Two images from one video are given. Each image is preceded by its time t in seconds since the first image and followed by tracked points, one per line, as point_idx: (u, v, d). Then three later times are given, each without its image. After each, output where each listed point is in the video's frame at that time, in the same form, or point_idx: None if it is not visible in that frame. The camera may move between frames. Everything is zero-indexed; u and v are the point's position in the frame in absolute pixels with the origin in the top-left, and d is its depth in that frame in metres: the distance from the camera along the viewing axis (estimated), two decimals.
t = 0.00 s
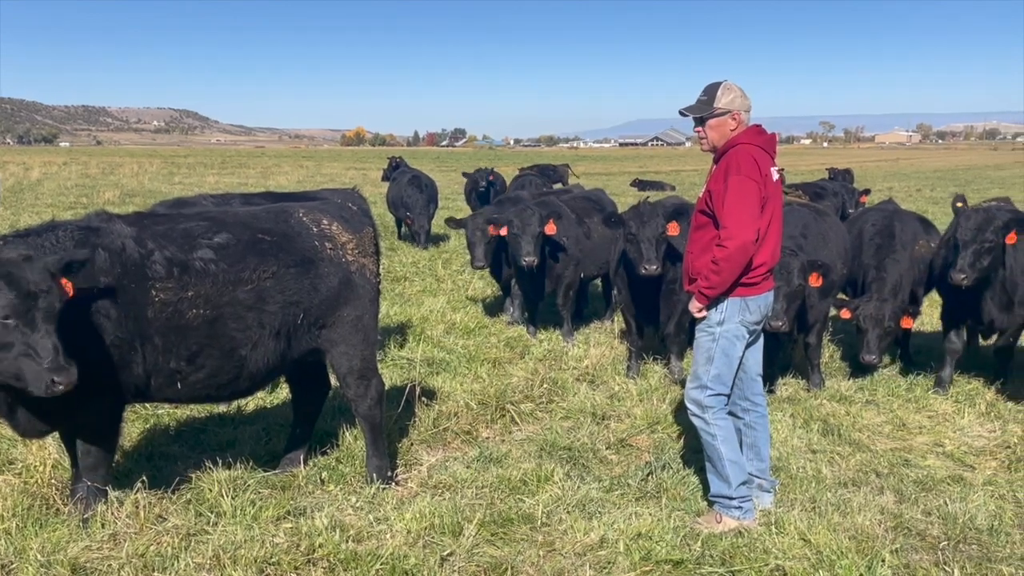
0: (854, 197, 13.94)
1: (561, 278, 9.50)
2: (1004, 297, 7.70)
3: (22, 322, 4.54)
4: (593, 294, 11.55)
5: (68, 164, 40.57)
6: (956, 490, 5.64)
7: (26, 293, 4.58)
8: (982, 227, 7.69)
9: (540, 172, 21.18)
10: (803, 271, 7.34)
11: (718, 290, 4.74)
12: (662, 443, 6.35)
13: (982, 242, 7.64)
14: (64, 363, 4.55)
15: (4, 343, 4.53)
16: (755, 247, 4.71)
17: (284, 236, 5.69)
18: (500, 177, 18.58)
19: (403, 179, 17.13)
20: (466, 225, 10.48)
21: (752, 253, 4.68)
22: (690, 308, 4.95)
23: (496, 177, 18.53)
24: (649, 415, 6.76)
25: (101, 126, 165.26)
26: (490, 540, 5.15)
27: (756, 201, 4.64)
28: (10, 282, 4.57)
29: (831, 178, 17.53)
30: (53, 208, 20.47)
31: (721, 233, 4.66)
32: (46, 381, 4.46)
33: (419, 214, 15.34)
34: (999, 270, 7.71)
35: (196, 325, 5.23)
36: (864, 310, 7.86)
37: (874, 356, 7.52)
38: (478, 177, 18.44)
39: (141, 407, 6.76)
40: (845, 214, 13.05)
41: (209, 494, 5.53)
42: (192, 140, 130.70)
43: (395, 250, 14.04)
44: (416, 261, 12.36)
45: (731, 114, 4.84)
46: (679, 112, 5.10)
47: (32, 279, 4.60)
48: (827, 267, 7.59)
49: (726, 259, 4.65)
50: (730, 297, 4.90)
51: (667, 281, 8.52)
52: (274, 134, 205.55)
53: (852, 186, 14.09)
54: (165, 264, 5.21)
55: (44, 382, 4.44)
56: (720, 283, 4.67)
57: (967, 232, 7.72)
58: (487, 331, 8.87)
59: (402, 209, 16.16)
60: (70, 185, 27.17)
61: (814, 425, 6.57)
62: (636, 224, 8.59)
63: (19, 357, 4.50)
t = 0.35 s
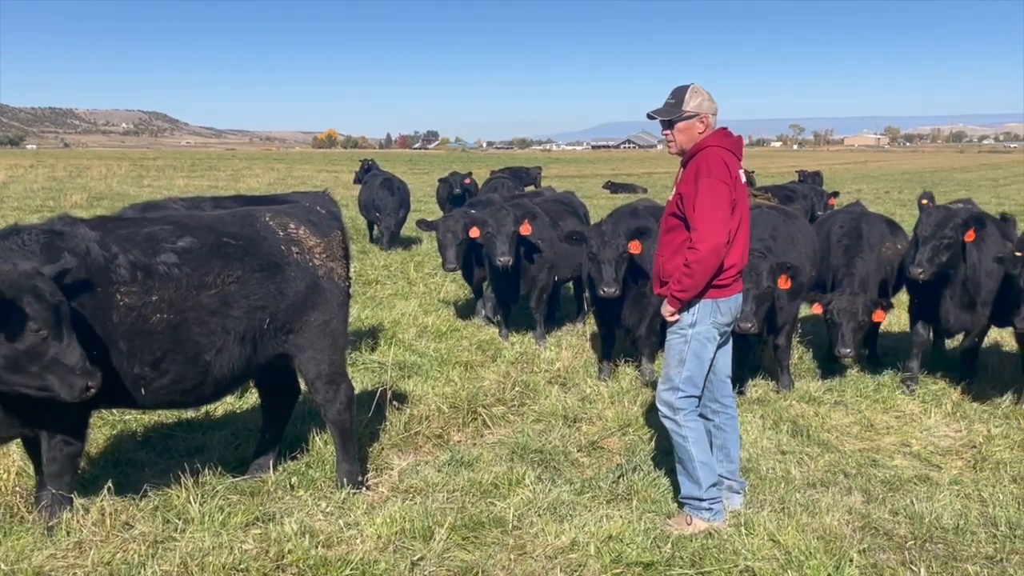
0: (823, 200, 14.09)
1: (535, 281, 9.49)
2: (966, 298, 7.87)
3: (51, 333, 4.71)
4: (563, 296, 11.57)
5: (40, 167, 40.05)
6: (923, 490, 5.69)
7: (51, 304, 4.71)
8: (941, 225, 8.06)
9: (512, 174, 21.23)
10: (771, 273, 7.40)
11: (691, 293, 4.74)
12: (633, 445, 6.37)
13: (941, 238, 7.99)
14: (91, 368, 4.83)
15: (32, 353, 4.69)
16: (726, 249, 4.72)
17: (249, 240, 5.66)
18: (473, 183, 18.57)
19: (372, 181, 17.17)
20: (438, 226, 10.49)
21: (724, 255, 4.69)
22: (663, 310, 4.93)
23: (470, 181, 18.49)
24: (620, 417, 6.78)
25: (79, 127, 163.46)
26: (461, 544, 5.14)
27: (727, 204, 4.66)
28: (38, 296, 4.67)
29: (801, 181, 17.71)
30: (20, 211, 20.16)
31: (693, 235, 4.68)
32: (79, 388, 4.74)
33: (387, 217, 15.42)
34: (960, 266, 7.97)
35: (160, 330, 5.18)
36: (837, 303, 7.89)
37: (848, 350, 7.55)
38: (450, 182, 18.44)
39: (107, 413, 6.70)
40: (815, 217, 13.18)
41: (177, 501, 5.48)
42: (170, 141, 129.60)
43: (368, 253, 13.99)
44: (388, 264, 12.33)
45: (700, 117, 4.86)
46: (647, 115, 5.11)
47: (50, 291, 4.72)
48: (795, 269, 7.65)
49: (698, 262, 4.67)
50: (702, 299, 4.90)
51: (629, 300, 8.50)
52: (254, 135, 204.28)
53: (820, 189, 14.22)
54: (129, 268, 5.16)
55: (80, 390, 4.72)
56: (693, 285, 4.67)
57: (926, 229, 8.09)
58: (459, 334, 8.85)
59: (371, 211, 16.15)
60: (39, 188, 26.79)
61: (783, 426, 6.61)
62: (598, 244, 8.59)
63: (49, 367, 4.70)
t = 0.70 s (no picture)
0: (783, 204, 14.27)
1: (499, 285, 9.48)
2: (915, 299, 7.96)
3: (18, 350, 4.64)
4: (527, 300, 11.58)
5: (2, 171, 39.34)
6: (879, 489, 5.76)
7: (17, 321, 4.63)
8: (883, 227, 8.10)
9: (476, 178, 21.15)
10: (732, 276, 7.45)
11: (651, 297, 4.76)
12: (595, 448, 6.39)
13: (882, 241, 8.04)
14: (54, 384, 4.81)
15: None
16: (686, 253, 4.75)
17: (208, 244, 5.60)
18: (433, 186, 18.42)
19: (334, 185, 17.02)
20: (395, 232, 10.43)
21: (683, 259, 4.72)
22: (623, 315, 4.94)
23: (429, 185, 18.36)
24: (582, 420, 6.79)
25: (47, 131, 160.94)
26: (422, 549, 5.11)
27: (686, 209, 4.69)
28: (6, 312, 4.57)
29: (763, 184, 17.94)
30: None
31: (653, 240, 4.70)
32: (43, 405, 4.74)
33: (346, 223, 15.32)
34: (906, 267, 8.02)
35: (118, 336, 5.11)
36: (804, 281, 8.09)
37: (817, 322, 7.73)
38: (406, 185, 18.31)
39: (62, 420, 6.58)
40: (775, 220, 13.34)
41: (133, 509, 5.39)
42: (141, 145, 128.05)
43: (330, 257, 13.90)
44: (351, 268, 12.26)
45: (651, 122, 4.87)
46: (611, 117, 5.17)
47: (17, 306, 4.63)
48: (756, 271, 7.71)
49: (658, 266, 4.69)
50: (662, 303, 4.92)
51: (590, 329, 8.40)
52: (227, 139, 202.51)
53: (780, 194, 14.38)
54: (86, 273, 5.07)
55: (42, 407, 4.73)
56: (653, 290, 4.69)
57: (869, 232, 8.15)
58: (423, 338, 8.83)
59: (333, 216, 16.04)
60: None
61: (743, 427, 6.66)
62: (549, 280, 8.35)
63: (13, 383, 4.66)
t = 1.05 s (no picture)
0: (748, 207, 14.41)
1: (466, 290, 9.46)
2: (869, 301, 8.00)
3: None
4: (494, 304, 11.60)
5: None
6: (841, 490, 5.82)
7: None
8: (838, 230, 8.08)
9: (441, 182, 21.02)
10: (695, 279, 7.49)
11: (608, 301, 4.78)
12: (560, 451, 6.40)
13: (839, 243, 8.02)
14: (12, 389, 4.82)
15: None
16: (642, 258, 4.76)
17: (169, 248, 5.54)
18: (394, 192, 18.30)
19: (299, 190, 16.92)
20: (360, 237, 10.55)
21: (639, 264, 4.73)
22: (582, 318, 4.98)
23: (389, 191, 18.22)
24: (548, 423, 6.80)
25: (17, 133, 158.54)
26: (387, 554, 5.08)
27: (642, 214, 4.71)
28: None
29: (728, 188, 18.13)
30: None
31: (608, 244, 4.72)
32: None
33: (310, 229, 15.25)
34: (859, 270, 8.05)
35: (78, 342, 5.04)
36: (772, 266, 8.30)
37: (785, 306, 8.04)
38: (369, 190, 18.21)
39: (20, 428, 6.48)
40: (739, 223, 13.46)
41: (93, 517, 5.31)
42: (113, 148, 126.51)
43: (295, 262, 13.82)
44: (316, 272, 12.19)
45: (597, 128, 4.98)
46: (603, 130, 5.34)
47: None
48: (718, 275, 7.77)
49: (613, 271, 4.70)
50: (621, 307, 4.94)
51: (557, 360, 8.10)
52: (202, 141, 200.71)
53: (745, 198, 14.50)
54: (45, 278, 5.01)
55: None
56: (609, 294, 4.71)
57: (825, 236, 8.13)
58: (388, 342, 8.81)
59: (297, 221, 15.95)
60: None
61: (707, 429, 6.70)
62: (523, 311, 7.99)
63: None
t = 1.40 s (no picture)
0: (715, 211, 14.52)
1: (434, 294, 9.46)
2: (829, 304, 8.07)
3: None
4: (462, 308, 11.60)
5: None
6: (807, 491, 5.88)
7: None
8: (800, 232, 8.09)
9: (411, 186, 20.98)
10: (662, 283, 7.51)
11: (563, 305, 4.83)
12: (529, 455, 6.41)
13: (801, 246, 8.03)
14: None
15: None
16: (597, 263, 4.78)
17: (133, 253, 5.46)
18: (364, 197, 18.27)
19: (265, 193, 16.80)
20: (328, 239, 10.48)
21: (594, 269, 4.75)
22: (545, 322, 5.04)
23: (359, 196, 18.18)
24: (516, 427, 6.81)
25: None
26: (355, 561, 5.05)
27: (597, 219, 4.71)
28: None
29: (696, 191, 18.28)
30: None
31: (562, 248, 4.75)
32: None
33: (277, 230, 15.17)
34: (819, 274, 8.10)
35: (38, 348, 4.97)
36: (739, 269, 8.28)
37: (750, 305, 8.09)
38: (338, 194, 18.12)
39: None
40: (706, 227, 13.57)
41: (55, 525, 5.22)
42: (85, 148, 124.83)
43: (262, 267, 13.72)
44: (282, 277, 12.12)
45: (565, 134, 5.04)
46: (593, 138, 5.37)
47: None
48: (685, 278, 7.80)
49: (567, 275, 4.74)
50: (582, 311, 4.98)
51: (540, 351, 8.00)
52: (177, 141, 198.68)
53: (712, 202, 14.61)
54: (3, 283, 4.91)
55: None
56: (562, 298, 4.76)
57: (787, 238, 8.09)
58: (356, 347, 8.79)
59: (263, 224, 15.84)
60: None
61: (674, 432, 6.74)
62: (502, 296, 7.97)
63: None
